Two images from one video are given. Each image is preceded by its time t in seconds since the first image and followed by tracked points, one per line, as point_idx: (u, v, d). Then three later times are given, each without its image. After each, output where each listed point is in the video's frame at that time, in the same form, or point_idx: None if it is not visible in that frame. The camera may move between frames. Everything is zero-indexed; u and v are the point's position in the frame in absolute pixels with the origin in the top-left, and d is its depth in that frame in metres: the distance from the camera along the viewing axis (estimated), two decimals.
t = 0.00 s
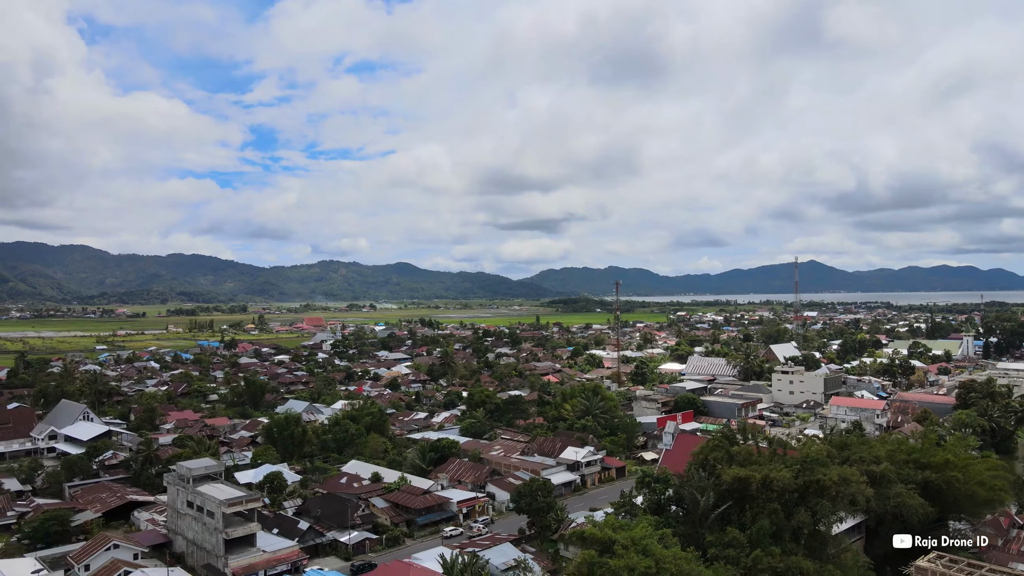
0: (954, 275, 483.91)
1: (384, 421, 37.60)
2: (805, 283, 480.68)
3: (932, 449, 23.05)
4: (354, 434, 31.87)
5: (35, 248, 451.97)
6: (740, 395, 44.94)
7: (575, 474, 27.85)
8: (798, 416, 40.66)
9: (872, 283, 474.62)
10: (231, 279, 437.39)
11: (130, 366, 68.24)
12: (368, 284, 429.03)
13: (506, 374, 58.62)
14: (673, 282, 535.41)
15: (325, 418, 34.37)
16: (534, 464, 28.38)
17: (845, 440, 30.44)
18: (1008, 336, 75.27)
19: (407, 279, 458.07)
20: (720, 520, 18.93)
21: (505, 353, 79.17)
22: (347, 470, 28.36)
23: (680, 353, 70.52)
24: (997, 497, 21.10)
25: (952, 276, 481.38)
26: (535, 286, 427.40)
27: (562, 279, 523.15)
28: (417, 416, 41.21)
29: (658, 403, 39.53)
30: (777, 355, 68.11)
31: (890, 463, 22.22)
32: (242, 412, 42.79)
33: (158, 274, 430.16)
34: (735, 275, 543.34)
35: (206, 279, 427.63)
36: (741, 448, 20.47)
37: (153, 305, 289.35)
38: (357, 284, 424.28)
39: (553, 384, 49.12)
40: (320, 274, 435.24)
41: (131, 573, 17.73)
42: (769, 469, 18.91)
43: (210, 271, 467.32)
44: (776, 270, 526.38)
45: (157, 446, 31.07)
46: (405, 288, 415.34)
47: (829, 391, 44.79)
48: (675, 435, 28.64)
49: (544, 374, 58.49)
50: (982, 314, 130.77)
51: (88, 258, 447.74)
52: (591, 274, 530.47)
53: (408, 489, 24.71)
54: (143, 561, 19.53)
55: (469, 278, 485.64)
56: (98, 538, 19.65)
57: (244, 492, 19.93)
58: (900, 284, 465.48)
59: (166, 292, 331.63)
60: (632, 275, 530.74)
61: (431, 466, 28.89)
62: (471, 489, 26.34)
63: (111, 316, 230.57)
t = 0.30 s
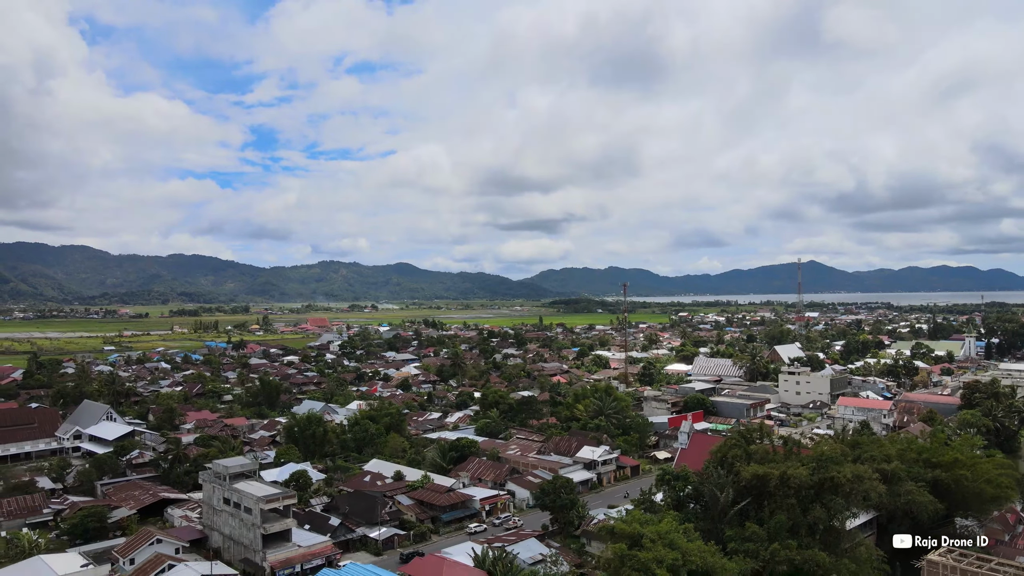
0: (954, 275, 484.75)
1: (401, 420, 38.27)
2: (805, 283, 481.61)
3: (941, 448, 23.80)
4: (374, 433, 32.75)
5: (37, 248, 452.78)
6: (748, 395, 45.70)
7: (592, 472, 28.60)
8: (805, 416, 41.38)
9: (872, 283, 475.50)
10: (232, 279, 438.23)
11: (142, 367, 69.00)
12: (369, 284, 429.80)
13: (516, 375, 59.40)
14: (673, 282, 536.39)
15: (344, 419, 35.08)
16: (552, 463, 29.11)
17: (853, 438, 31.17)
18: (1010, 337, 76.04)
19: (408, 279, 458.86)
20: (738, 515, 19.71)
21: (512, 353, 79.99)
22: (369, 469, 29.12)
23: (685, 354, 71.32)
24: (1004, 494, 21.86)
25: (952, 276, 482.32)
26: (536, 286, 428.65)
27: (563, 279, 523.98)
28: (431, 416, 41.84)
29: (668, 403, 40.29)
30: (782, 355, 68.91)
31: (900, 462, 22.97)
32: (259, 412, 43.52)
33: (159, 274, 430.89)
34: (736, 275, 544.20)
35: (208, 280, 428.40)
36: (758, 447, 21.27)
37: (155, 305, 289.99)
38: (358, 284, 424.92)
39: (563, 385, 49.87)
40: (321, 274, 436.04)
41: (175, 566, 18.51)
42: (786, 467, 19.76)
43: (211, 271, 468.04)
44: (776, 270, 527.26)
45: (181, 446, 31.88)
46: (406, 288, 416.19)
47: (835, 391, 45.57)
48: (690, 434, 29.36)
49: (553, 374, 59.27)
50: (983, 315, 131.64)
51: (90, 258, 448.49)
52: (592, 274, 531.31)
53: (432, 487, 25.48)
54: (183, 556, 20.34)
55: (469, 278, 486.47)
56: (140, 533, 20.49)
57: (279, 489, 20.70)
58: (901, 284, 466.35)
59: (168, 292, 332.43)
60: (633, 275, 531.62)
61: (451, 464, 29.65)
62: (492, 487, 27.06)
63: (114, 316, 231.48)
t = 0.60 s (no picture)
0: (954, 275, 485.30)
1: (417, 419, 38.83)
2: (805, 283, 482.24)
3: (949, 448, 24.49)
4: (393, 433, 33.55)
5: (40, 248, 454.21)
6: (755, 395, 46.42)
7: (606, 470, 29.29)
8: (812, 416, 42.09)
9: (872, 283, 476.25)
10: (234, 279, 439.01)
11: (154, 367, 69.85)
12: (370, 284, 430.65)
13: (524, 375, 60.20)
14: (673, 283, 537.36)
15: (362, 419, 35.86)
16: (567, 462, 29.78)
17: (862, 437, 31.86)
18: (1012, 338, 76.73)
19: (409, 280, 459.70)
20: (755, 512, 20.46)
21: (518, 354, 80.75)
22: (389, 468, 29.86)
23: (690, 355, 72.10)
24: (1011, 492, 22.53)
25: (952, 276, 483.04)
26: (536, 287, 429.27)
27: (563, 280, 524.85)
28: (444, 416, 42.32)
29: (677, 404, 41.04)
30: (786, 356, 69.64)
31: (911, 461, 23.63)
32: (274, 412, 44.22)
33: (161, 275, 431.87)
34: (736, 275, 545.00)
35: (209, 280, 429.48)
36: (773, 448, 22.05)
37: (157, 305, 290.92)
38: (359, 284, 425.78)
39: (572, 386, 50.62)
40: (323, 274, 436.97)
41: (213, 561, 19.23)
42: (801, 465, 20.56)
43: (212, 271, 469.09)
44: (777, 270, 528.02)
45: (204, 445, 32.65)
46: (407, 288, 417.25)
47: (841, 392, 46.30)
48: (704, 434, 30.06)
49: (560, 375, 60.05)
50: (983, 316, 132.41)
51: (91, 258, 449.63)
52: (593, 275, 532.35)
53: (454, 485, 26.17)
54: (219, 550, 21.02)
55: (470, 279, 487.35)
56: (177, 530, 21.24)
57: (311, 487, 21.43)
58: (901, 284, 467.07)
59: (171, 292, 333.47)
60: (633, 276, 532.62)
61: (469, 463, 30.36)
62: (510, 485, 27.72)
63: (118, 316, 232.38)
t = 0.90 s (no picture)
0: (954, 275, 485.80)
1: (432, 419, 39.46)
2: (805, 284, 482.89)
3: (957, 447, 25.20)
4: (410, 432, 34.25)
5: (41, 249, 454.85)
6: (762, 396, 47.14)
7: (621, 469, 29.99)
8: (820, 416, 42.74)
9: (872, 283, 476.97)
10: (235, 279, 439.64)
11: (164, 367, 70.57)
12: (371, 284, 431.39)
13: (532, 376, 60.89)
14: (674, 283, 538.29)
15: (379, 420, 36.58)
16: (583, 460, 30.48)
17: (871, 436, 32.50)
18: (1014, 338, 77.49)
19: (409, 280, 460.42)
20: (772, 508, 21.18)
21: (524, 354, 81.43)
22: (408, 466, 30.57)
23: (695, 356, 72.85)
24: (1019, 490, 23.23)
25: (952, 277, 483.77)
26: (537, 287, 430.19)
27: (564, 279, 525.49)
28: (457, 416, 42.80)
29: (686, 404, 41.72)
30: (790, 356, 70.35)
31: (920, 460, 24.35)
32: (289, 412, 44.96)
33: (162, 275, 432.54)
34: (737, 275, 545.62)
35: (210, 281, 430.07)
36: (787, 447, 22.78)
37: (159, 305, 291.62)
38: (360, 284, 426.44)
39: (581, 386, 51.32)
40: (324, 275, 437.64)
41: (249, 555, 19.98)
42: (816, 463, 21.28)
43: (213, 271, 469.75)
44: (777, 271, 528.69)
45: (226, 444, 33.35)
46: (408, 288, 418.04)
47: (847, 392, 47.01)
48: (717, 433, 30.73)
49: (568, 375, 60.76)
50: (984, 317, 133.13)
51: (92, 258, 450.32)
52: (593, 275, 533.04)
53: (474, 484, 26.88)
54: (251, 545, 21.76)
55: (471, 279, 488.13)
56: (211, 526, 21.99)
57: (340, 485, 22.15)
58: (901, 284, 467.92)
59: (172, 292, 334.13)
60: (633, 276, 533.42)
61: (487, 462, 31.08)
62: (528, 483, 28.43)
63: (121, 316, 233.20)
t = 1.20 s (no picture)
0: (954, 275, 486.54)
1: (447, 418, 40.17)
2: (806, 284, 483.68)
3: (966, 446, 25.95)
4: (428, 432, 34.99)
5: (43, 249, 455.80)
6: (770, 396, 47.90)
7: (637, 467, 30.70)
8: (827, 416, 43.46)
9: (873, 283, 477.86)
10: (237, 279, 440.29)
11: (176, 368, 71.37)
12: (372, 284, 432.22)
13: (541, 376, 61.65)
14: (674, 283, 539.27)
15: (396, 419, 37.28)
16: (598, 459, 31.20)
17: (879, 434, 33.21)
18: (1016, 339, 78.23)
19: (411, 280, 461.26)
20: (788, 504, 21.93)
21: (530, 355, 82.19)
22: (428, 464, 31.29)
23: (701, 356, 73.63)
24: None
25: (952, 277, 484.68)
26: (538, 287, 430.77)
27: (565, 279, 526.36)
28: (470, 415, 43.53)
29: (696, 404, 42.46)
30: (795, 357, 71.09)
31: (930, 459, 25.07)
32: (305, 412, 45.68)
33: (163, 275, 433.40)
34: (737, 275, 546.40)
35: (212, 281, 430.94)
36: (802, 446, 23.52)
37: (161, 305, 292.53)
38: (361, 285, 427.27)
39: (591, 386, 52.07)
40: (325, 275, 438.39)
41: (285, 550, 20.71)
42: (831, 462, 22.01)
43: (215, 271, 470.66)
44: (778, 271, 529.51)
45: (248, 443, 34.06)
46: (409, 288, 418.91)
47: (853, 392, 47.76)
48: (730, 432, 31.43)
49: (577, 376, 61.51)
50: (985, 317, 134.08)
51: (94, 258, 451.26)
52: (594, 275, 533.87)
53: (496, 482, 27.61)
54: (284, 540, 22.46)
55: (472, 279, 489.02)
56: (246, 522, 22.72)
57: (370, 483, 22.87)
58: (901, 284, 468.86)
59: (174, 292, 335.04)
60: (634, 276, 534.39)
61: (504, 460, 31.82)
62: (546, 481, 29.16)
63: (124, 316, 234.29)
